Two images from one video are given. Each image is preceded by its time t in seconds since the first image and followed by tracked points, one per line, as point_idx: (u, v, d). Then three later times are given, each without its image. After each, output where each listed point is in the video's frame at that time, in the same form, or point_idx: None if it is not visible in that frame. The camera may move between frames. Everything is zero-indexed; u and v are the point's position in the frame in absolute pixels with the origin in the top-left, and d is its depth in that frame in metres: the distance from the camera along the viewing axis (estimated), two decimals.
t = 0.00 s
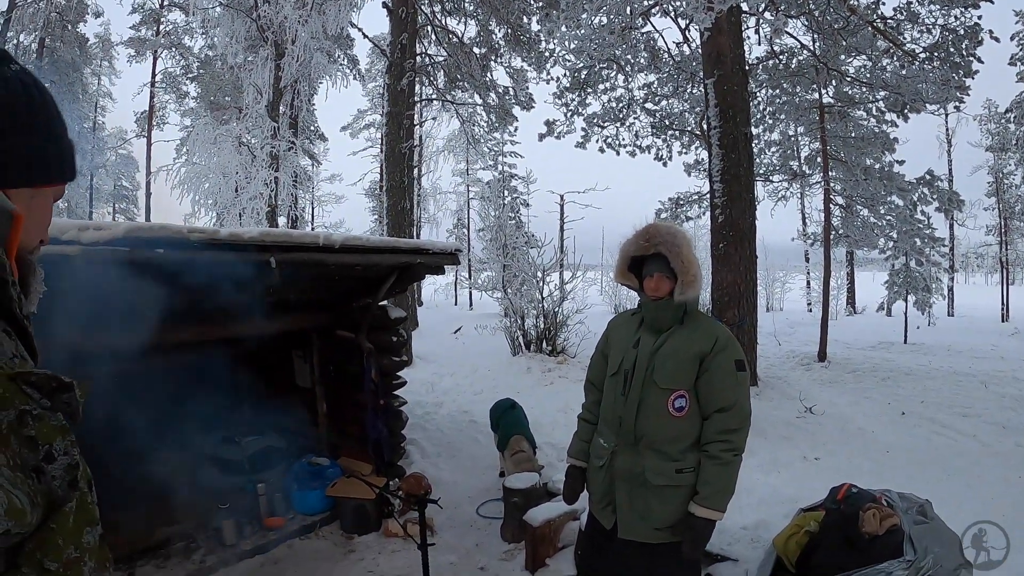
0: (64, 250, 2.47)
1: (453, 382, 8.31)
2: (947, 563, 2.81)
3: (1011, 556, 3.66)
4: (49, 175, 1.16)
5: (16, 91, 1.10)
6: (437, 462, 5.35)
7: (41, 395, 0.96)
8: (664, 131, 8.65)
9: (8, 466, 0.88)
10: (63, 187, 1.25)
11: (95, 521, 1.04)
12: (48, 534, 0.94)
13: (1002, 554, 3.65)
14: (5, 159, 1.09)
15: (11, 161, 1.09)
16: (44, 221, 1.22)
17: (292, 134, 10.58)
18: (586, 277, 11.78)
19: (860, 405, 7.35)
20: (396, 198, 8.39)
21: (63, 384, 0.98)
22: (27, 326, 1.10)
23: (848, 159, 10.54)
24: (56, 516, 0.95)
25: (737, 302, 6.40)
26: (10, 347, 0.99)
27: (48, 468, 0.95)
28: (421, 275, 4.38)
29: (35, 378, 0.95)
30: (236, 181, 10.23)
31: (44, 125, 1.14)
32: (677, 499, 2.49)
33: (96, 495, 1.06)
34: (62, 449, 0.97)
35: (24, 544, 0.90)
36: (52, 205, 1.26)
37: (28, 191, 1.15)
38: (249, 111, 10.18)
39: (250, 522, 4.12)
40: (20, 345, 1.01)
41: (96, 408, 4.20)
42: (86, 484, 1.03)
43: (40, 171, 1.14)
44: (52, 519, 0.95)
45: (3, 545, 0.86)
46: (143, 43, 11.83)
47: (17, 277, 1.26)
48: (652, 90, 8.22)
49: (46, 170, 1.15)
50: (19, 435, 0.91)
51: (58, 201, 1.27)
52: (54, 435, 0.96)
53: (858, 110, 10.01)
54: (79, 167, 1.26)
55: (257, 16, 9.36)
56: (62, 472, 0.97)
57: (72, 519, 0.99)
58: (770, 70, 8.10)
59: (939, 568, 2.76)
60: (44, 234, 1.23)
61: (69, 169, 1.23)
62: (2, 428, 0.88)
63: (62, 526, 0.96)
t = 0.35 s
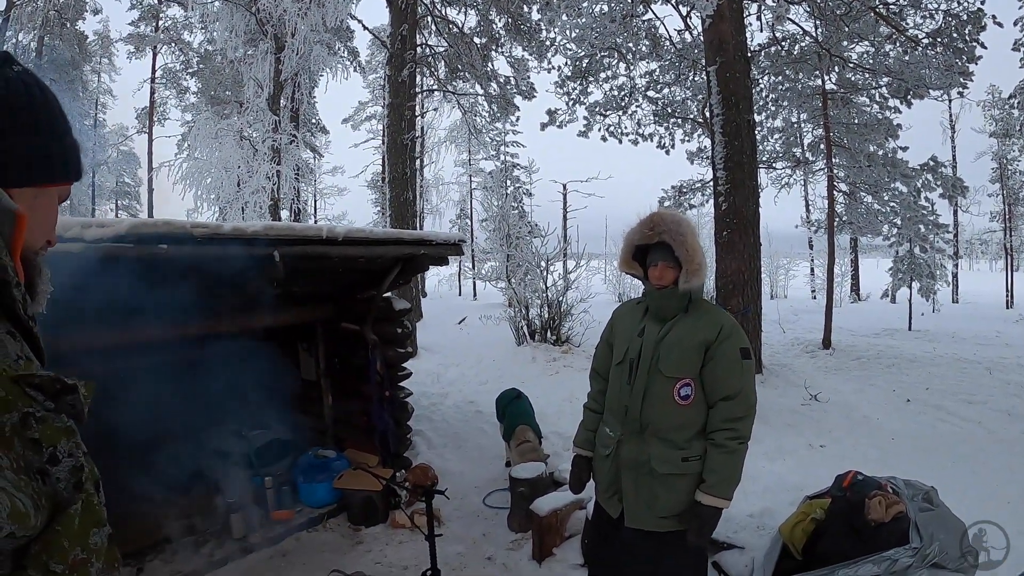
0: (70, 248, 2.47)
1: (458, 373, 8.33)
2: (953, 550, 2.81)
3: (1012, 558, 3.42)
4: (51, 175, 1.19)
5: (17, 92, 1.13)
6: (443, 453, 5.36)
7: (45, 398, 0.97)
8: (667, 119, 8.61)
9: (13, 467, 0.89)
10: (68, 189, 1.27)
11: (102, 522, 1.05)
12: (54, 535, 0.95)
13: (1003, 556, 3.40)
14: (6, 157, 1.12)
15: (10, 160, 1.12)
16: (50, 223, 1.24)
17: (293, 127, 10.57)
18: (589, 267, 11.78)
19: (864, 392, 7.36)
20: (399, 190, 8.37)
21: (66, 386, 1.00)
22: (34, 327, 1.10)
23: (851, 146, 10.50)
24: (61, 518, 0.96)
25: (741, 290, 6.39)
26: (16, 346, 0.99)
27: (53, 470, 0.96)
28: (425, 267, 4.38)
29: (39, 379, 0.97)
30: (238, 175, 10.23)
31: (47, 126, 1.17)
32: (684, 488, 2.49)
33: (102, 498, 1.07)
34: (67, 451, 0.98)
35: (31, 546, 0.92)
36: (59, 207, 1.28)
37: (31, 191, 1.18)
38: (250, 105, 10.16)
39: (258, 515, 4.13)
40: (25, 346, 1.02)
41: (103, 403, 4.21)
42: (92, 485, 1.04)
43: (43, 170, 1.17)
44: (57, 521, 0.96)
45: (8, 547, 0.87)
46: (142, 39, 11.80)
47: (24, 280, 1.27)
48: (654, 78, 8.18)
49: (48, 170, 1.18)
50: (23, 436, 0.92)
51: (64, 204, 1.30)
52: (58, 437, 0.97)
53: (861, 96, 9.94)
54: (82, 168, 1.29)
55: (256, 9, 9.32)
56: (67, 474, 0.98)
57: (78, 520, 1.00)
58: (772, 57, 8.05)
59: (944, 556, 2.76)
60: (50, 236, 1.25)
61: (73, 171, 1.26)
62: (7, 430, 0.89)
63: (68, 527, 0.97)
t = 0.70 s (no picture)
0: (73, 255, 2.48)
1: (461, 373, 8.34)
2: (958, 539, 2.81)
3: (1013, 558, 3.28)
4: (52, 176, 1.20)
5: (18, 94, 1.15)
6: (448, 453, 5.37)
7: (49, 399, 0.98)
8: (665, 115, 8.61)
9: (19, 464, 0.90)
10: (71, 191, 1.28)
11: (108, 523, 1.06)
12: (61, 535, 0.95)
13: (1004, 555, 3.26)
14: (6, 159, 1.13)
15: (10, 162, 1.13)
16: (55, 225, 1.25)
17: (292, 130, 10.59)
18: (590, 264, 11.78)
19: (867, 384, 7.37)
20: (398, 190, 8.37)
21: (70, 386, 1.01)
22: (39, 329, 1.11)
23: (850, 138, 10.50)
24: (69, 515, 0.98)
25: (742, 284, 6.39)
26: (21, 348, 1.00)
27: (61, 470, 0.97)
28: (426, 266, 4.39)
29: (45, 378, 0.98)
30: (237, 179, 10.25)
31: (47, 128, 1.18)
32: (688, 481, 2.50)
33: (108, 500, 1.08)
34: (72, 452, 1.00)
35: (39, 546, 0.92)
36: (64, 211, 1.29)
37: (35, 193, 1.19)
38: (248, 110, 10.18)
39: (264, 518, 4.14)
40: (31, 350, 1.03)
41: (107, 409, 4.21)
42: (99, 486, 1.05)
43: (45, 172, 1.18)
44: (62, 522, 0.96)
45: (15, 548, 0.88)
46: (139, 46, 11.82)
47: (30, 285, 1.27)
48: (651, 74, 8.18)
49: (50, 172, 1.19)
50: (30, 436, 0.93)
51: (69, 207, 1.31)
52: (63, 438, 0.98)
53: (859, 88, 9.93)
54: (85, 170, 1.30)
55: (252, 14, 9.34)
56: (72, 475, 0.99)
57: (84, 522, 1.01)
58: (768, 51, 8.04)
59: (950, 545, 2.75)
60: (55, 238, 1.25)
61: (75, 173, 1.27)
62: (12, 430, 0.90)
63: (75, 527, 0.98)
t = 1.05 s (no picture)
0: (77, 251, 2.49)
1: (464, 366, 8.36)
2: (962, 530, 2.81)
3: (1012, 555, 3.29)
4: (55, 172, 1.19)
5: (23, 89, 1.14)
6: (452, 446, 5.39)
7: (53, 394, 0.99)
8: (667, 107, 8.58)
9: (23, 461, 0.91)
10: (75, 185, 1.28)
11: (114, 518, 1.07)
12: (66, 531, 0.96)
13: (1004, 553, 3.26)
14: (10, 155, 1.13)
15: (11, 159, 1.13)
16: (59, 221, 1.25)
17: (293, 125, 10.59)
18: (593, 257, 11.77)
19: (870, 376, 7.37)
20: (400, 184, 8.37)
21: (73, 381, 1.02)
22: (45, 324, 1.10)
23: (853, 129, 10.46)
24: (74, 511, 0.99)
25: (745, 276, 6.39)
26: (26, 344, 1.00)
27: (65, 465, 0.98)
28: (429, 260, 4.40)
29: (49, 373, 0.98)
30: (238, 174, 10.26)
31: (51, 124, 1.18)
32: (691, 471, 2.50)
33: (113, 495, 1.09)
34: (74, 447, 1.00)
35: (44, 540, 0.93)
36: (70, 203, 1.31)
37: (38, 188, 1.19)
38: (249, 105, 10.16)
39: (269, 512, 4.16)
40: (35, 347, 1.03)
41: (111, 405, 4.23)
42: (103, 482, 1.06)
43: (49, 168, 1.18)
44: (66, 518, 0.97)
45: (19, 544, 0.89)
46: (139, 43, 11.80)
47: (37, 279, 1.28)
48: (653, 66, 8.16)
49: (54, 167, 1.19)
50: (34, 431, 0.94)
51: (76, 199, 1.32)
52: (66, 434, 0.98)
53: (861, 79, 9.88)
54: (89, 164, 1.30)
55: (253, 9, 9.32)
56: (75, 471, 1.00)
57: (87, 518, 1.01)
58: (770, 42, 8.00)
59: (955, 535, 2.74)
60: (59, 233, 1.26)
61: (79, 167, 1.27)
62: (15, 426, 0.90)
63: (78, 523, 0.99)
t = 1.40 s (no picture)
0: (84, 245, 2.51)
1: (470, 361, 8.38)
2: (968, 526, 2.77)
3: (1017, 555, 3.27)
4: (63, 160, 1.20)
5: (30, 77, 1.16)
6: (457, 440, 5.40)
7: (57, 380, 1.00)
8: (673, 102, 8.56)
9: (25, 448, 0.92)
10: (84, 175, 1.29)
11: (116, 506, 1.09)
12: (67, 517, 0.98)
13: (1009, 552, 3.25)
14: (14, 144, 1.14)
15: (17, 145, 1.14)
16: (67, 211, 1.26)
17: (300, 120, 10.61)
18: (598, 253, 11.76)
19: (876, 373, 7.35)
20: (406, 179, 8.39)
21: (77, 369, 1.03)
22: (50, 311, 1.11)
23: (860, 126, 10.41)
24: (76, 498, 1.00)
25: (752, 272, 6.37)
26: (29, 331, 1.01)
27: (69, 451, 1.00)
28: (435, 254, 4.39)
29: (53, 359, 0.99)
30: (245, 169, 10.29)
31: (56, 115, 1.18)
32: (697, 465, 2.50)
33: (116, 483, 1.10)
34: (78, 435, 1.01)
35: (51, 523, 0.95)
36: (77, 191, 1.30)
37: (44, 177, 1.20)
38: (256, 100, 10.19)
39: (275, 505, 4.17)
40: (40, 334, 1.04)
41: (118, 397, 4.25)
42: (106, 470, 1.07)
43: (54, 157, 1.18)
44: (67, 505, 0.99)
45: (19, 530, 0.90)
46: (146, 38, 11.82)
47: (41, 268, 1.27)
48: (660, 62, 8.13)
49: (61, 156, 1.19)
50: (39, 418, 0.95)
51: (81, 188, 1.32)
52: (69, 422, 1.00)
53: (869, 75, 9.83)
54: (98, 155, 1.30)
55: (259, 4, 9.33)
56: (78, 458, 1.01)
57: (90, 506, 1.03)
58: (777, 38, 7.97)
59: (961, 531, 2.73)
60: (67, 223, 1.26)
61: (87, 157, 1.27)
62: (18, 413, 0.92)
63: (79, 511, 1.00)
